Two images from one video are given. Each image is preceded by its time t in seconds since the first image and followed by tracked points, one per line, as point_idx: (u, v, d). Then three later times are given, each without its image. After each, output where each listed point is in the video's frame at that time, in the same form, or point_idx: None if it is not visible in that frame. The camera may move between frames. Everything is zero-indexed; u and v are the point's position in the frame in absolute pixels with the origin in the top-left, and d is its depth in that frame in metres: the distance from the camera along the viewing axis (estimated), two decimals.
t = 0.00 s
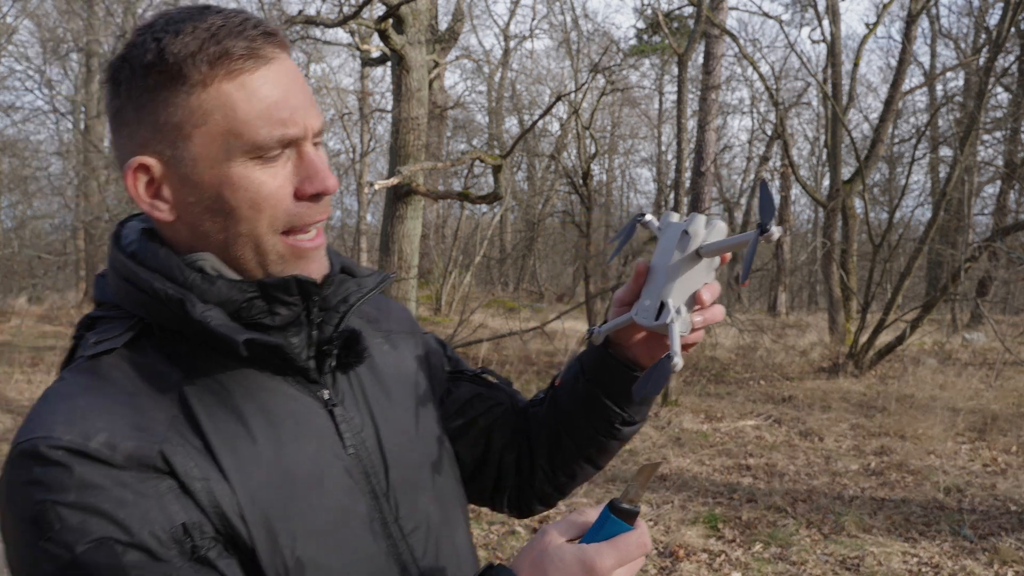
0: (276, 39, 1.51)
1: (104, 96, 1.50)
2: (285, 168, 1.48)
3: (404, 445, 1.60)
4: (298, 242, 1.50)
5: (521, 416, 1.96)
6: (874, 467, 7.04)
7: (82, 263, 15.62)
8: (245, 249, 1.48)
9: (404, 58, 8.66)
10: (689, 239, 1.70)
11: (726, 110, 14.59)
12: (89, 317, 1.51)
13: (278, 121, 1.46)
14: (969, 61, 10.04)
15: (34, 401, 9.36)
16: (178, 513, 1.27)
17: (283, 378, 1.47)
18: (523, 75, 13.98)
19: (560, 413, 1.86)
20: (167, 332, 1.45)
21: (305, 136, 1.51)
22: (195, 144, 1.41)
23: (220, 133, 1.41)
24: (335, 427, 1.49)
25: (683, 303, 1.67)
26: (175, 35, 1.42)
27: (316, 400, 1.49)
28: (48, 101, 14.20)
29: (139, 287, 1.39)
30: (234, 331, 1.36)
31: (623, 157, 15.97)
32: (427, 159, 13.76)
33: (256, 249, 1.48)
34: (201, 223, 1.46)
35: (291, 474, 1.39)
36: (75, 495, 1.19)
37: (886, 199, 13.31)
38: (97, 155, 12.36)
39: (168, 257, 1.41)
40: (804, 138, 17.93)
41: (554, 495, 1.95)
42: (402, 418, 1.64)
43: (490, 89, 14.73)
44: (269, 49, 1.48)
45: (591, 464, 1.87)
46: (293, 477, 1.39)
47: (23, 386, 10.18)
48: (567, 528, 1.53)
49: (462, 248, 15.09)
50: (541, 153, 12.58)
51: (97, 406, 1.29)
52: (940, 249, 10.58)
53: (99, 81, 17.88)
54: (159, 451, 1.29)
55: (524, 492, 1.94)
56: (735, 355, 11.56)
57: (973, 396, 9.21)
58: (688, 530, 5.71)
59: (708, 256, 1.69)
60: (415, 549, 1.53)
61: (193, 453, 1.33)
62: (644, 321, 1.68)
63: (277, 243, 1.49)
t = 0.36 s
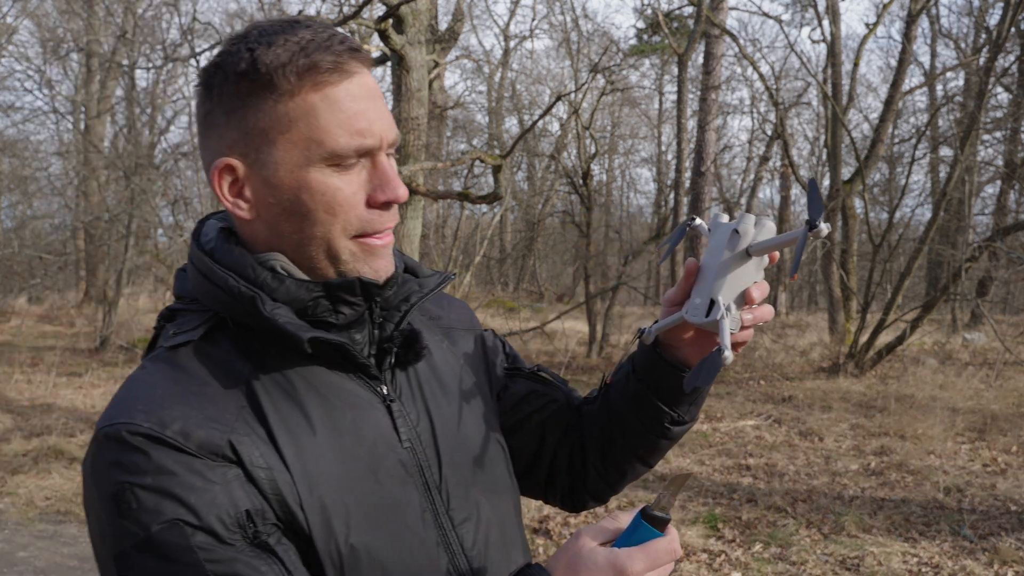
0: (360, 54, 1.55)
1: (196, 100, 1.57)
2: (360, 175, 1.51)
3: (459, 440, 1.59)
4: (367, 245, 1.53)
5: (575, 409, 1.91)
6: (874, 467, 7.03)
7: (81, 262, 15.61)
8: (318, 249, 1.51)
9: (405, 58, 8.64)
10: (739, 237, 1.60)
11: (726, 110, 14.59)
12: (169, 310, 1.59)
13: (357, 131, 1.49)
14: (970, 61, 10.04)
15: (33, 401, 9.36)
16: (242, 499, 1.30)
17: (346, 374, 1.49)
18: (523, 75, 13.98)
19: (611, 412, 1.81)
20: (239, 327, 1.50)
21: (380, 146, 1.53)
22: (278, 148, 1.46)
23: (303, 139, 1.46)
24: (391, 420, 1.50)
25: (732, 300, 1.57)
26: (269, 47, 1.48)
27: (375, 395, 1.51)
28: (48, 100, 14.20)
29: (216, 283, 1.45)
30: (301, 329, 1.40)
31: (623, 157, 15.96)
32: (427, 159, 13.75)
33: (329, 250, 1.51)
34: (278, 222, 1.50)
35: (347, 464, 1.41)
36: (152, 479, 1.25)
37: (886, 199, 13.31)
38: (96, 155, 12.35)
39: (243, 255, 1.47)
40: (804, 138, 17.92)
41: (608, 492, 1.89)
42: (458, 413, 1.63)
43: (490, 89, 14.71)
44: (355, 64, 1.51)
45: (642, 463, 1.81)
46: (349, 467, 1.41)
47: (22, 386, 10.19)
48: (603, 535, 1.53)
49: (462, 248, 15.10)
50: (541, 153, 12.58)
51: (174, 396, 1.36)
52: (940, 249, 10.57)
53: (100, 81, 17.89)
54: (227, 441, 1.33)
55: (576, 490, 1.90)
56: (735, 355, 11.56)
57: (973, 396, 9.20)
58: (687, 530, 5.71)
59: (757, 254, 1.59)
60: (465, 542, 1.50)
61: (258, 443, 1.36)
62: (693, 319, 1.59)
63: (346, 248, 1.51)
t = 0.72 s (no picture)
0: (387, 66, 1.55)
1: (225, 108, 1.59)
2: (387, 187, 1.53)
3: (477, 442, 1.61)
4: (394, 254, 1.55)
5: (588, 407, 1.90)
6: (874, 467, 7.04)
7: (81, 263, 15.61)
8: (343, 259, 1.53)
9: (405, 58, 8.61)
10: (751, 239, 1.65)
11: (726, 110, 14.59)
12: (194, 314, 1.62)
13: (385, 145, 1.50)
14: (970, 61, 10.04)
15: (33, 401, 9.36)
16: (271, 505, 1.31)
17: (369, 379, 1.51)
18: (523, 75, 13.97)
19: (622, 408, 1.81)
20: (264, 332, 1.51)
21: (407, 159, 1.55)
22: (307, 161, 1.48)
23: (331, 153, 1.47)
24: (412, 423, 1.51)
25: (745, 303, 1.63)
26: (299, 59, 1.49)
27: (397, 398, 1.52)
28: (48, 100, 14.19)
29: (242, 291, 1.47)
30: (327, 339, 1.42)
31: (623, 157, 15.95)
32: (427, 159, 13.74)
33: (354, 260, 1.53)
34: (305, 232, 1.52)
35: (370, 467, 1.42)
36: (183, 486, 1.26)
37: (886, 199, 13.31)
38: (96, 155, 12.34)
39: (269, 265, 1.50)
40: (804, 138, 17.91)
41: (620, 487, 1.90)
42: (478, 416, 1.65)
43: (490, 88, 14.70)
44: (384, 78, 1.52)
45: (653, 459, 1.82)
46: (372, 469, 1.42)
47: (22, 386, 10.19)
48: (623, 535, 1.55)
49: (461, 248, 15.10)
50: (541, 153, 12.59)
51: (203, 403, 1.37)
52: (940, 249, 10.57)
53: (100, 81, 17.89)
54: (256, 448, 1.34)
55: (588, 486, 1.90)
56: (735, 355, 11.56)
57: (972, 396, 9.21)
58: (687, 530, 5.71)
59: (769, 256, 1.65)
60: (485, 541, 1.52)
61: (286, 449, 1.37)
62: (706, 319, 1.63)
63: (372, 259, 1.53)
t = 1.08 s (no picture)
0: (418, 67, 1.60)
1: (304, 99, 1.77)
2: (356, 163, 1.53)
3: (483, 443, 1.61)
4: (349, 232, 1.51)
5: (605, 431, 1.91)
6: (874, 467, 7.04)
7: (81, 263, 15.60)
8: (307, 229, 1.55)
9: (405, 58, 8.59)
10: (718, 244, 1.57)
11: (726, 110, 14.58)
12: (228, 295, 1.65)
13: (359, 122, 1.52)
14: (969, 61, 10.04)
15: (33, 401, 9.36)
16: (262, 482, 1.31)
17: (383, 376, 1.53)
18: (523, 75, 13.97)
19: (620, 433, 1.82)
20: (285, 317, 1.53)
21: (386, 142, 1.54)
22: (302, 132, 1.56)
23: (315, 123, 1.54)
24: (419, 422, 1.53)
25: (720, 304, 1.56)
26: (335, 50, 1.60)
27: (407, 395, 1.55)
28: (47, 100, 14.17)
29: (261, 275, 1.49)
30: (334, 331, 1.42)
31: (623, 157, 15.95)
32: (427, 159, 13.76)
33: (314, 231, 1.53)
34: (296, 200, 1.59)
35: (370, 457, 1.43)
36: (181, 451, 1.29)
37: (886, 199, 13.31)
38: (96, 156, 12.33)
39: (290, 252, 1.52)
40: (803, 138, 17.92)
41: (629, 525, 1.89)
42: (488, 419, 1.66)
43: (490, 88, 14.69)
44: (393, 64, 1.56)
45: (658, 493, 1.80)
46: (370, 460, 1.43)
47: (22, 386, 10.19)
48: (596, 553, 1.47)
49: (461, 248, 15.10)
50: (541, 153, 12.61)
51: (212, 377, 1.39)
52: (940, 248, 10.56)
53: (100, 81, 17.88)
54: (254, 426, 1.34)
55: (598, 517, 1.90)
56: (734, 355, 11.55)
57: (972, 396, 9.21)
58: (687, 530, 5.72)
59: (741, 259, 1.56)
60: (483, 545, 1.51)
61: (286, 430, 1.38)
62: (681, 325, 1.60)
63: (346, 238, 1.51)
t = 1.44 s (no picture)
0: (497, 87, 1.67)
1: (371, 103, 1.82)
2: (441, 177, 1.60)
3: (507, 446, 1.65)
4: (431, 243, 1.59)
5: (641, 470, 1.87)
6: (874, 467, 7.04)
7: (81, 264, 15.57)
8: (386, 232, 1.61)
9: (405, 58, 8.59)
10: (764, 306, 1.61)
11: (726, 110, 14.58)
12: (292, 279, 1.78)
13: (450, 136, 1.59)
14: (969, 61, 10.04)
15: (33, 401, 9.36)
16: (282, 453, 1.40)
17: (418, 374, 1.61)
18: (523, 75, 13.97)
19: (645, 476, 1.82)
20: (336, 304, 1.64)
21: (471, 159, 1.61)
22: (387, 139, 1.62)
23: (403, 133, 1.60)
24: (447, 421, 1.59)
25: (753, 367, 1.58)
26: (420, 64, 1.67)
27: (437, 394, 1.61)
28: (47, 100, 14.16)
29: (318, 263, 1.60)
30: (373, 319, 1.50)
31: (623, 157, 15.94)
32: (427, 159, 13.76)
33: (394, 236, 1.60)
34: (371, 203, 1.64)
35: (392, 446, 1.50)
36: (214, 414, 1.41)
37: (886, 199, 13.31)
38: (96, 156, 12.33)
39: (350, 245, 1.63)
40: (804, 138, 17.92)
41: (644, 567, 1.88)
42: (517, 423, 1.70)
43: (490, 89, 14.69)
44: (480, 86, 1.64)
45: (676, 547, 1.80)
46: (392, 449, 1.50)
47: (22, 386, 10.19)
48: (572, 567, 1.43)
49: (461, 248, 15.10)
50: (541, 153, 12.63)
51: (257, 350, 1.50)
52: (940, 248, 10.55)
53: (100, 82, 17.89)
54: (283, 400, 1.44)
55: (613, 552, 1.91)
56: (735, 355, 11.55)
57: (972, 396, 9.20)
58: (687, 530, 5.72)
59: (784, 323, 1.59)
60: (493, 546, 1.55)
61: (314, 408, 1.46)
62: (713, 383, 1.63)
63: (417, 244, 1.59)
